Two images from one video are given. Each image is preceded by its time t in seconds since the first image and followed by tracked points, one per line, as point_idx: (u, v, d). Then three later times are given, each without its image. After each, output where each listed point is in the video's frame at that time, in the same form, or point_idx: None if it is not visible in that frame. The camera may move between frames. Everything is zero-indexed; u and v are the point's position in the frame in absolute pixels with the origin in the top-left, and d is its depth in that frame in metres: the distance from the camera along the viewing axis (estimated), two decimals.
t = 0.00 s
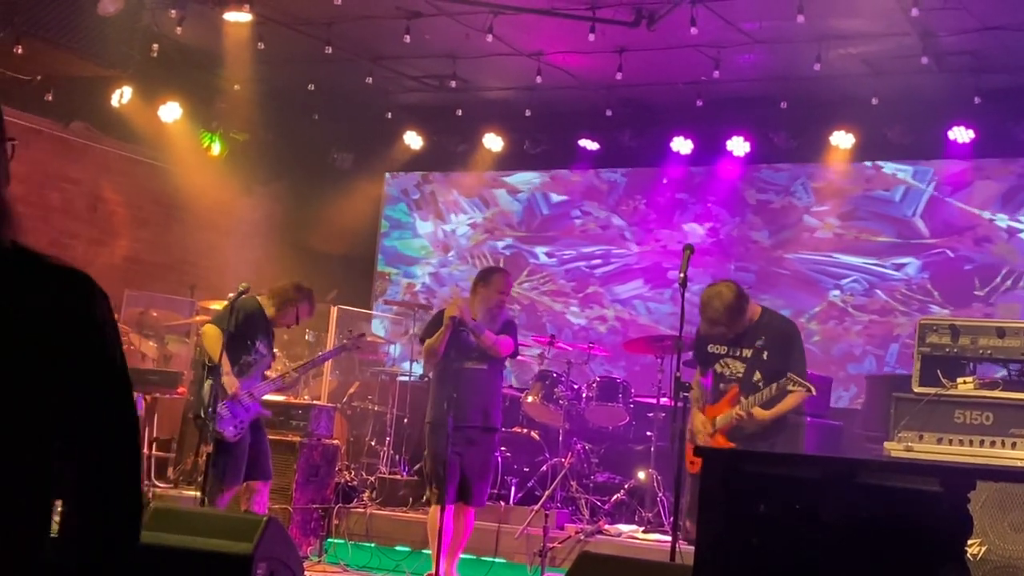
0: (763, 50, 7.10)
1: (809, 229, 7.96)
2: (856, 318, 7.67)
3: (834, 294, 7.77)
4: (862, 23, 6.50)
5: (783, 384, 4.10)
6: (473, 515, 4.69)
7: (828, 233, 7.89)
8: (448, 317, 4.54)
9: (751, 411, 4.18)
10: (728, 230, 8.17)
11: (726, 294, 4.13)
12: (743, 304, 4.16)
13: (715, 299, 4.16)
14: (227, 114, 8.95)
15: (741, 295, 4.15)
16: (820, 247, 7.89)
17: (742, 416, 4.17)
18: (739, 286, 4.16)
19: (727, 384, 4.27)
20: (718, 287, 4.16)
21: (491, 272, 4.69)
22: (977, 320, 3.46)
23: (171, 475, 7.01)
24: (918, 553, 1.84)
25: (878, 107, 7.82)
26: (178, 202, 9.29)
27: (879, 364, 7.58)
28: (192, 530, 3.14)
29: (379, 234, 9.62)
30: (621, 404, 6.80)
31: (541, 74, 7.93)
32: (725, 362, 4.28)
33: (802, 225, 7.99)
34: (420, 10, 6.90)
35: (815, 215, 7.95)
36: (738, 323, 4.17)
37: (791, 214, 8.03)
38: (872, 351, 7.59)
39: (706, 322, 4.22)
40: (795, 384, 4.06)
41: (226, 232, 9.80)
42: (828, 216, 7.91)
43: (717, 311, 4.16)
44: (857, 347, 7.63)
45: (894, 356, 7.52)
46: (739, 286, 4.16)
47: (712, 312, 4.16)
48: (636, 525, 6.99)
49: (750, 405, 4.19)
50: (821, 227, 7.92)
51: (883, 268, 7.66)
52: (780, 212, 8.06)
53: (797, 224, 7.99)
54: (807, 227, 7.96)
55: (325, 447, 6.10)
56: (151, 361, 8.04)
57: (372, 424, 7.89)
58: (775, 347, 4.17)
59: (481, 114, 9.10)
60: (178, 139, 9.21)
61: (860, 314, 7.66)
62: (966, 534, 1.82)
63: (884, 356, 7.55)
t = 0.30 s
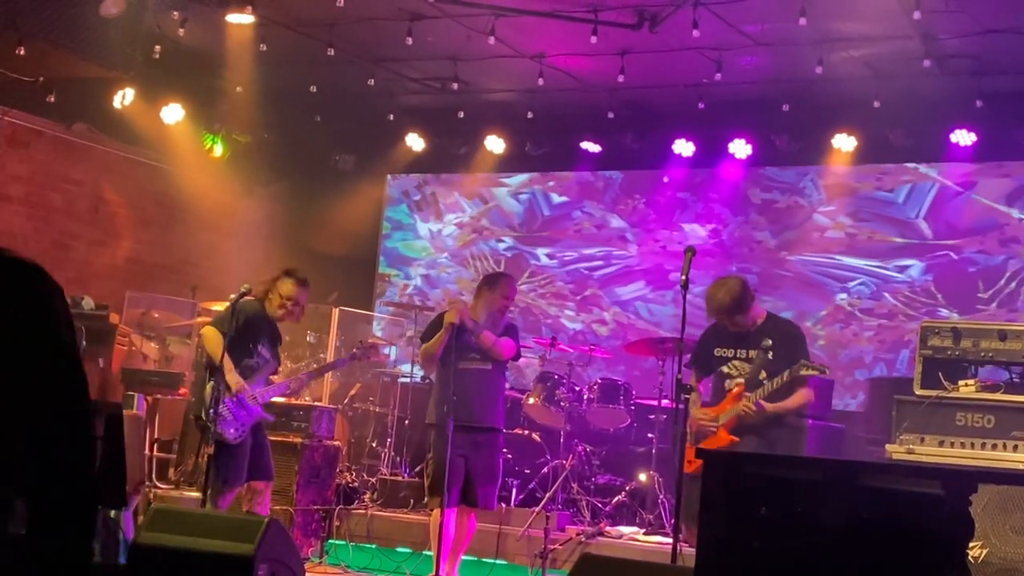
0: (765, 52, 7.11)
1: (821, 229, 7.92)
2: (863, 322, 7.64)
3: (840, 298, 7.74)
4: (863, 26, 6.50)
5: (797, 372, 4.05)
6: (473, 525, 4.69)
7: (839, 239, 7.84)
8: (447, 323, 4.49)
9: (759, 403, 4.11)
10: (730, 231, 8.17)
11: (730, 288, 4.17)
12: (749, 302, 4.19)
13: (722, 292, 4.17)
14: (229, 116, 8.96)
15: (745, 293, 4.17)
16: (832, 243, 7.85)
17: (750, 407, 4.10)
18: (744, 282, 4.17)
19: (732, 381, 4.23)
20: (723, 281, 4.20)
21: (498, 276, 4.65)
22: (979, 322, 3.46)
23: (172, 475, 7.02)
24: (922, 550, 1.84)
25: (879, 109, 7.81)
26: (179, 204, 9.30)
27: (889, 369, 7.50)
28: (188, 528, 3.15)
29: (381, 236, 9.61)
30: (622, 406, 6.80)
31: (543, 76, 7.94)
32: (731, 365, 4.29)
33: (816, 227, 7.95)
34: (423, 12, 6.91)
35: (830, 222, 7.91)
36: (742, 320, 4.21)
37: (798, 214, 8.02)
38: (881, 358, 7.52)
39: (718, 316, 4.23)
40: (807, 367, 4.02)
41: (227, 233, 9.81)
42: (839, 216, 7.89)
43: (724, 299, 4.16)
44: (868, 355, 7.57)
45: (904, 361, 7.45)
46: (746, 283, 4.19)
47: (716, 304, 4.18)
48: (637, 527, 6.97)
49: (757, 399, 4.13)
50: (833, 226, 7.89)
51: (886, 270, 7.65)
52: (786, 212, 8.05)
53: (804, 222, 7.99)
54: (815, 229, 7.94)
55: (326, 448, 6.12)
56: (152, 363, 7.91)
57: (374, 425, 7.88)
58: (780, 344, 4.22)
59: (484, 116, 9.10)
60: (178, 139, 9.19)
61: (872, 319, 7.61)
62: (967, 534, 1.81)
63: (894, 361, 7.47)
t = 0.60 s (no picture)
0: (766, 55, 7.11)
1: (831, 229, 7.88)
2: (869, 326, 7.61)
3: (847, 300, 7.72)
4: (865, 28, 6.51)
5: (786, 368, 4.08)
6: (474, 531, 4.69)
7: (852, 246, 7.78)
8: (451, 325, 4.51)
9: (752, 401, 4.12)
10: (732, 232, 8.16)
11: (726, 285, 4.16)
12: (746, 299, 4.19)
13: (716, 289, 4.17)
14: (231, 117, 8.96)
15: (741, 291, 4.16)
16: (841, 244, 7.82)
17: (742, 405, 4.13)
18: (745, 280, 4.18)
19: (732, 381, 4.24)
20: (719, 278, 4.19)
21: (500, 278, 4.70)
22: (981, 325, 3.46)
23: (172, 477, 7.02)
24: (924, 551, 1.84)
25: (881, 112, 7.82)
26: (180, 205, 9.30)
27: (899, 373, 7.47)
28: (186, 529, 3.16)
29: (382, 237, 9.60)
30: (624, 408, 6.78)
31: (544, 78, 7.94)
32: (733, 366, 4.28)
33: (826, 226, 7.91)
34: (424, 13, 6.92)
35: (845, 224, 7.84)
36: (739, 319, 4.23)
37: (802, 214, 8.00)
38: (891, 364, 7.48)
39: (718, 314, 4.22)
40: (798, 363, 4.05)
41: (228, 234, 9.81)
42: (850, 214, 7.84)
43: (722, 298, 4.16)
44: (877, 361, 7.53)
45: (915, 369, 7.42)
46: (743, 280, 4.18)
47: (711, 300, 4.18)
48: (637, 529, 6.96)
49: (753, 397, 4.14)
50: (844, 225, 7.84)
51: (889, 271, 7.63)
52: (790, 212, 8.03)
53: (813, 219, 7.95)
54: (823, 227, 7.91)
55: (327, 449, 6.13)
56: (152, 363, 7.98)
57: (374, 427, 7.88)
58: (778, 342, 4.20)
59: (486, 118, 9.11)
60: (181, 136, 9.23)
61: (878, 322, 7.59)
62: (968, 536, 1.81)
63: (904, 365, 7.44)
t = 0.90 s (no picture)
0: (766, 55, 7.12)
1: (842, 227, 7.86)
2: (875, 327, 7.60)
3: (852, 302, 7.71)
4: (865, 29, 6.51)
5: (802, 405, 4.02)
6: (474, 532, 4.67)
7: (863, 249, 7.76)
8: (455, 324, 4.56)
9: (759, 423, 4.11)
10: (733, 232, 8.17)
11: (730, 298, 4.16)
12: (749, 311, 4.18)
13: (721, 305, 4.16)
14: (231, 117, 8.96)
15: (742, 306, 4.16)
16: (851, 242, 7.81)
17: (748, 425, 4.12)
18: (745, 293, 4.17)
19: (739, 390, 4.25)
20: (722, 292, 4.18)
21: (502, 279, 4.69)
22: (981, 326, 3.46)
23: (172, 477, 7.03)
24: (925, 551, 1.84)
25: (881, 113, 7.81)
26: (180, 205, 9.30)
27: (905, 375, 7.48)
28: (186, 529, 3.16)
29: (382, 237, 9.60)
30: (624, 408, 6.77)
31: (544, 78, 7.95)
32: (736, 369, 4.30)
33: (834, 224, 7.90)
34: (425, 14, 6.91)
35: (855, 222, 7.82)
36: (742, 325, 4.19)
37: (803, 214, 8.01)
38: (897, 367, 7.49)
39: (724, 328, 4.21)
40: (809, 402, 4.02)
41: (228, 234, 9.81)
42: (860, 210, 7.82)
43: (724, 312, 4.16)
44: (887, 368, 7.51)
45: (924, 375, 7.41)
46: (745, 293, 4.16)
47: (713, 313, 4.19)
48: (637, 530, 6.96)
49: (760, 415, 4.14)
50: (855, 222, 7.83)
51: (890, 272, 7.63)
52: (794, 211, 8.04)
53: (821, 217, 7.95)
54: (832, 225, 7.90)
55: (327, 450, 6.13)
56: (152, 364, 8.02)
57: (374, 427, 7.88)
58: (781, 351, 4.18)
59: (486, 118, 9.11)
60: (180, 138, 9.23)
61: (884, 323, 7.57)
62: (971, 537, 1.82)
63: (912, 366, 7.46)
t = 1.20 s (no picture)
0: (766, 56, 7.12)
1: (852, 224, 7.85)
2: (880, 328, 7.59)
3: (856, 303, 7.70)
4: (864, 29, 6.51)
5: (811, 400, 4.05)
6: (474, 531, 4.68)
7: (877, 245, 7.73)
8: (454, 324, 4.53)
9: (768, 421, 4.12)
10: (733, 232, 8.17)
11: (731, 302, 4.19)
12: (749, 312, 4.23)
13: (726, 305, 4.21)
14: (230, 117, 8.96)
15: (743, 308, 4.20)
16: (860, 240, 7.79)
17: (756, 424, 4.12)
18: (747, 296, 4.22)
19: (741, 391, 4.24)
20: (724, 296, 4.21)
21: (503, 278, 4.69)
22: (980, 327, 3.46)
23: (171, 478, 7.02)
24: (922, 552, 1.84)
25: (880, 114, 7.82)
26: (179, 205, 9.30)
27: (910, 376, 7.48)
28: (182, 530, 3.16)
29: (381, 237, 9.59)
30: (623, 409, 6.78)
31: (544, 79, 7.95)
32: (730, 368, 4.29)
33: (839, 224, 7.90)
34: (424, 14, 6.91)
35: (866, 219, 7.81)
36: (740, 324, 4.20)
37: (802, 215, 8.01)
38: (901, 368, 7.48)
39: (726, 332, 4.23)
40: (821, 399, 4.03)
41: (228, 235, 9.81)
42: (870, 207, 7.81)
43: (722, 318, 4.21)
44: (896, 373, 7.49)
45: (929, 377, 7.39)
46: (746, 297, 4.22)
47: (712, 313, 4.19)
48: (636, 530, 6.97)
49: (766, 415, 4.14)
50: (855, 222, 7.84)
51: (891, 272, 7.64)
52: (796, 210, 8.04)
53: (823, 216, 7.95)
54: (834, 224, 7.90)
55: (326, 450, 6.12)
56: (151, 364, 8.02)
57: (373, 427, 7.88)
58: (780, 346, 4.20)
59: (485, 118, 9.11)
60: (179, 139, 9.24)
61: (888, 324, 7.56)
62: (970, 535, 1.82)
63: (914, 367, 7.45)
